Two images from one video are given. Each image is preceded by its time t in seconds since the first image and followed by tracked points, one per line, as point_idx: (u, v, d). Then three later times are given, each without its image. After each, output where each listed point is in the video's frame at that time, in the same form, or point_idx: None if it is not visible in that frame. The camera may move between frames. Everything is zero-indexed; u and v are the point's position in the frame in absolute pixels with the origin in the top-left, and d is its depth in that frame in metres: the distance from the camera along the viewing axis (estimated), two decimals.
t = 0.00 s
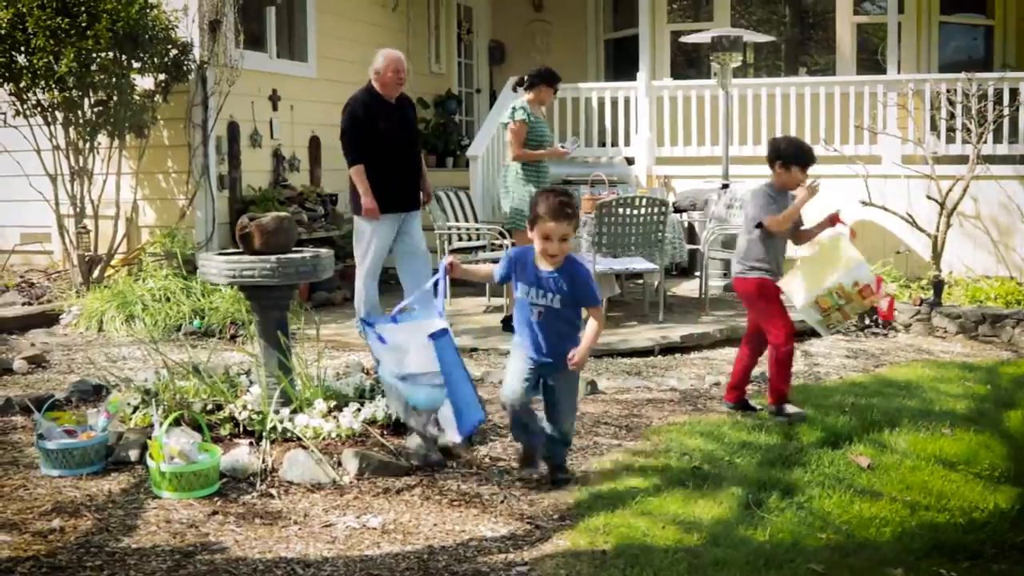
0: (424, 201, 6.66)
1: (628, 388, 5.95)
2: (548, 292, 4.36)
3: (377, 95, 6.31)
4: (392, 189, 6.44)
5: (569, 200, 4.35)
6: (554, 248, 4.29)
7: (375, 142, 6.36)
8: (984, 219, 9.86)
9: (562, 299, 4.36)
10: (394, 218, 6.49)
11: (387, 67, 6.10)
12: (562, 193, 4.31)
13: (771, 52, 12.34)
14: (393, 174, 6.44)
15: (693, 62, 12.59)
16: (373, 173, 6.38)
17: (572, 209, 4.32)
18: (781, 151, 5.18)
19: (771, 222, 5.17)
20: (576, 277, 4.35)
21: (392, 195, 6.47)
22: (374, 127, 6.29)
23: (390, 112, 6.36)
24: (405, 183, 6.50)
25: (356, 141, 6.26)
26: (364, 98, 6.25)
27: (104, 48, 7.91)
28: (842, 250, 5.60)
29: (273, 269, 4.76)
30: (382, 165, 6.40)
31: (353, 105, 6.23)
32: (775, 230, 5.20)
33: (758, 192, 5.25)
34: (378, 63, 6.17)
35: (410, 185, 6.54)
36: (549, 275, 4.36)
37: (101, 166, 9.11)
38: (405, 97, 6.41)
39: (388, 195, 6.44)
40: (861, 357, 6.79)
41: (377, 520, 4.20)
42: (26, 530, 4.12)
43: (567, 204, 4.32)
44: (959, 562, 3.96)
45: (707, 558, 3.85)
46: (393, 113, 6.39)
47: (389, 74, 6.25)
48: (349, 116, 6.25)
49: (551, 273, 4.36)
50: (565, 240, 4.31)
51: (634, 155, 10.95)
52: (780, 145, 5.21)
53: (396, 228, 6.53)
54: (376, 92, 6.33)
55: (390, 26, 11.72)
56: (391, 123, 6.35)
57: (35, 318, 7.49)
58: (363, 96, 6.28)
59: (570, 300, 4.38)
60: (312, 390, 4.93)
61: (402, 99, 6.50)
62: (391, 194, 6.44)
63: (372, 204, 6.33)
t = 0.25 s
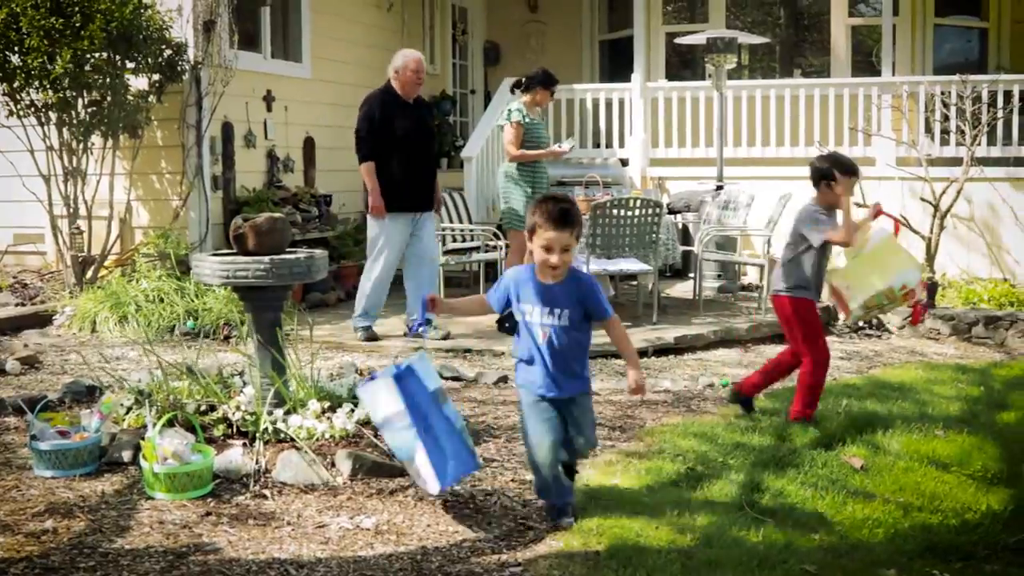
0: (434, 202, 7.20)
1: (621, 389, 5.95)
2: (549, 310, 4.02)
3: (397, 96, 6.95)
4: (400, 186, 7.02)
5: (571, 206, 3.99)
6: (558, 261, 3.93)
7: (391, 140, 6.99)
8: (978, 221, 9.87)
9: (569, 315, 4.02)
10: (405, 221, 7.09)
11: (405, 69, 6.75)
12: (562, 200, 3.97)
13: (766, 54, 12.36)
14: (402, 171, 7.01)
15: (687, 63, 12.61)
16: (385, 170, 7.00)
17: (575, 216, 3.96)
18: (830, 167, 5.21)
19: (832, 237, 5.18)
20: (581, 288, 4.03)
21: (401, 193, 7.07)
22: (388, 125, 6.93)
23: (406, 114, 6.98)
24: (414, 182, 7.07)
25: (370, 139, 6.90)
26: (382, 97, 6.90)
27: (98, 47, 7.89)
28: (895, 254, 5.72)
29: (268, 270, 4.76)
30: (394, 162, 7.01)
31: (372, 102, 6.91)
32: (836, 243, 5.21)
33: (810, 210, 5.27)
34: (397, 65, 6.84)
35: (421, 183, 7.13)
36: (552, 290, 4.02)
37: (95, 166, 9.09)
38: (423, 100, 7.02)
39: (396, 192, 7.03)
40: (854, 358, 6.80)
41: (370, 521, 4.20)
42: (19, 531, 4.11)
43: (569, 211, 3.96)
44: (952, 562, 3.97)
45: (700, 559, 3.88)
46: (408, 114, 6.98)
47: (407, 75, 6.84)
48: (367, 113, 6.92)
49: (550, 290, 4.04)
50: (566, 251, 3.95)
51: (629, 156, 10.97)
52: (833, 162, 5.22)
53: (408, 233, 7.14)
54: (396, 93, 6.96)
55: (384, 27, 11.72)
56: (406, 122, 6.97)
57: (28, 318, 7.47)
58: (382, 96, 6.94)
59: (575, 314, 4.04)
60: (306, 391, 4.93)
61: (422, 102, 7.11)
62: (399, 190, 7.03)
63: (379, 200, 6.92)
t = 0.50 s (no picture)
0: (432, 183, 7.08)
1: (601, 370, 5.97)
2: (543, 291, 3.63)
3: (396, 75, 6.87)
4: (397, 164, 6.88)
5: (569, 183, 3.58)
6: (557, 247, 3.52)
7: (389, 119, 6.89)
8: (957, 204, 9.92)
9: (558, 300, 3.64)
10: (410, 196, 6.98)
11: (405, 46, 6.69)
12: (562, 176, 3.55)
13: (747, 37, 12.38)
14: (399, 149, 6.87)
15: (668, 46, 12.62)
16: (382, 148, 6.86)
17: (574, 199, 3.55)
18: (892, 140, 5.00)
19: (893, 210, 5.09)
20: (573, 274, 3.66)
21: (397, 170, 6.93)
22: (386, 103, 6.83)
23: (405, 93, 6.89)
24: (411, 161, 6.94)
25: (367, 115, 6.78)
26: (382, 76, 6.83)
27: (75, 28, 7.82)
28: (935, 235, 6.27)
29: (246, 250, 4.74)
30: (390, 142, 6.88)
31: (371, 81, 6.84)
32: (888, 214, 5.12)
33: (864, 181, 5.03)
34: (398, 42, 6.75)
35: (418, 164, 6.97)
36: (544, 273, 3.63)
37: (73, 148, 9.03)
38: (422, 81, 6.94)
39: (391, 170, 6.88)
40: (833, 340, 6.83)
41: (348, 500, 4.21)
42: None
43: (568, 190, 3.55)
44: (926, 540, 4.02)
45: (677, 537, 3.94)
46: (407, 94, 6.90)
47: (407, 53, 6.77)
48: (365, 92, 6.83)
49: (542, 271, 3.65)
50: (564, 235, 3.55)
51: (609, 139, 10.98)
52: (889, 131, 5.01)
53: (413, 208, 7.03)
54: (395, 73, 6.88)
55: (364, 9, 11.67)
56: (405, 101, 6.87)
57: (6, 300, 7.43)
58: (381, 75, 6.86)
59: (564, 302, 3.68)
60: (285, 370, 4.92)
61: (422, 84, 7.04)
62: (394, 168, 6.88)
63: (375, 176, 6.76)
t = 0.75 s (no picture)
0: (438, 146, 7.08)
1: (590, 331, 5.98)
2: (524, 263, 3.39)
3: (402, 38, 6.75)
4: (400, 131, 6.83)
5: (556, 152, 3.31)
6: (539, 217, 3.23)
7: (394, 83, 6.79)
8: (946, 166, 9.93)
9: (549, 271, 3.39)
10: (416, 158, 6.97)
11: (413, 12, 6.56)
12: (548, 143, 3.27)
13: None
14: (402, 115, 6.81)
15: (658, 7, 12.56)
16: (385, 113, 6.80)
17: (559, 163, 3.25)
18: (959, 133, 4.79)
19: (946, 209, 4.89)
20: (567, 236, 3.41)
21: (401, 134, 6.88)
22: (393, 67, 6.73)
23: (409, 57, 6.79)
24: (415, 125, 6.89)
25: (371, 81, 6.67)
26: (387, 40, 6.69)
27: None
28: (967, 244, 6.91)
29: (235, 212, 4.71)
30: (396, 106, 6.82)
31: (377, 43, 6.70)
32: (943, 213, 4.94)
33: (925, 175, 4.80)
34: (408, 8, 6.59)
35: (423, 128, 6.95)
36: (531, 242, 3.39)
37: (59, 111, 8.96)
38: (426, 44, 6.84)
39: (395, 135, 6.84)
40: (821, 302, 6.86)
41: (339, 461, 4.25)
42: None
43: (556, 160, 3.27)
44: (914, 498, 4.08)
45: (668, 496, 4.01)
46: (411, 59, 6.79)
47: (414, 19, 6.64)
48: (370, 55, 6.70)
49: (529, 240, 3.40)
50: (548, 205, 3.25)
51: (599, 102, 10.95)
52: (958, 127, 4.81)
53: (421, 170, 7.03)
54: (401, 36, 6.75)
55: None
56: (410, 67, 6.78)
57: None
58: (386, 39, 6.72)
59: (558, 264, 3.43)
60: (275, 332, 4.92)
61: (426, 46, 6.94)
62: (398, 134, 6.83)
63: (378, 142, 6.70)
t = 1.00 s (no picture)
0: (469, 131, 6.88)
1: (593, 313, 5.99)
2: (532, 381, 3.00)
3: (426, 22, 6.62)
4: (429, 115, 6.64)
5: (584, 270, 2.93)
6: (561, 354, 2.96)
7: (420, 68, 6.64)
8: (948, 148, 9.93)
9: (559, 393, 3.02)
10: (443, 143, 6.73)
11: None
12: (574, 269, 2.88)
13: None
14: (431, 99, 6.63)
15: None
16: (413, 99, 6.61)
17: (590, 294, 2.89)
18: None
19: None
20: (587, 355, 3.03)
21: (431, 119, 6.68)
22: (419, 52, 6.58)
23: (434, 41, 6.65)
24: (445, 110, 6.71)
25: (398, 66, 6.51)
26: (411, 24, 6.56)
27: None
28: None
29: (236, 194, 4.71)
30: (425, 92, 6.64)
31: (408, 23, 6.57)
32: None
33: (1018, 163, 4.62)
34: None
35: (452, 113, 6.77)
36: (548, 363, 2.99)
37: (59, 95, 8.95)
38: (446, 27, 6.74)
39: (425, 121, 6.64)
40: (823, 284, 6.87)
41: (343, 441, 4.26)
42: None
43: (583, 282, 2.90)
44: (915, 480, 4.10)
45: (670, 476, 4.04)
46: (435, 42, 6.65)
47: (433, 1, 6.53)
48: (396, 40, 6.56)
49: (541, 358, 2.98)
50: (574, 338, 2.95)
51: (600, 84, 10.95)
52: None
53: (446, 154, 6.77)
54: (424, 20, 6.62)
55: None
56: (434, 51, 6.63)
57: None
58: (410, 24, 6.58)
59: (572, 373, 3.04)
60: (278, 314, 4.92)
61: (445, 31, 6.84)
62: (428, 119, 6.64)
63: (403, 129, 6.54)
